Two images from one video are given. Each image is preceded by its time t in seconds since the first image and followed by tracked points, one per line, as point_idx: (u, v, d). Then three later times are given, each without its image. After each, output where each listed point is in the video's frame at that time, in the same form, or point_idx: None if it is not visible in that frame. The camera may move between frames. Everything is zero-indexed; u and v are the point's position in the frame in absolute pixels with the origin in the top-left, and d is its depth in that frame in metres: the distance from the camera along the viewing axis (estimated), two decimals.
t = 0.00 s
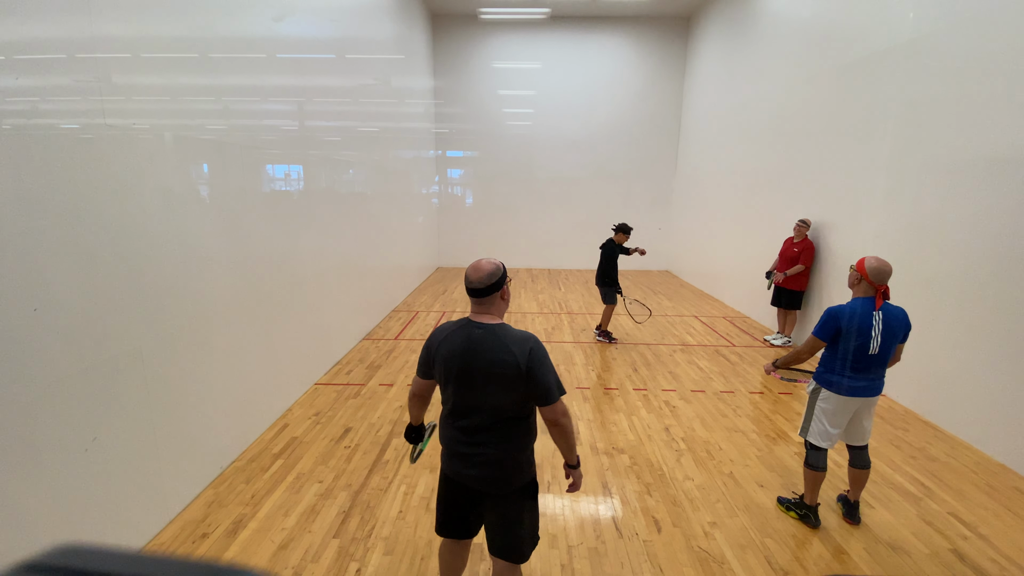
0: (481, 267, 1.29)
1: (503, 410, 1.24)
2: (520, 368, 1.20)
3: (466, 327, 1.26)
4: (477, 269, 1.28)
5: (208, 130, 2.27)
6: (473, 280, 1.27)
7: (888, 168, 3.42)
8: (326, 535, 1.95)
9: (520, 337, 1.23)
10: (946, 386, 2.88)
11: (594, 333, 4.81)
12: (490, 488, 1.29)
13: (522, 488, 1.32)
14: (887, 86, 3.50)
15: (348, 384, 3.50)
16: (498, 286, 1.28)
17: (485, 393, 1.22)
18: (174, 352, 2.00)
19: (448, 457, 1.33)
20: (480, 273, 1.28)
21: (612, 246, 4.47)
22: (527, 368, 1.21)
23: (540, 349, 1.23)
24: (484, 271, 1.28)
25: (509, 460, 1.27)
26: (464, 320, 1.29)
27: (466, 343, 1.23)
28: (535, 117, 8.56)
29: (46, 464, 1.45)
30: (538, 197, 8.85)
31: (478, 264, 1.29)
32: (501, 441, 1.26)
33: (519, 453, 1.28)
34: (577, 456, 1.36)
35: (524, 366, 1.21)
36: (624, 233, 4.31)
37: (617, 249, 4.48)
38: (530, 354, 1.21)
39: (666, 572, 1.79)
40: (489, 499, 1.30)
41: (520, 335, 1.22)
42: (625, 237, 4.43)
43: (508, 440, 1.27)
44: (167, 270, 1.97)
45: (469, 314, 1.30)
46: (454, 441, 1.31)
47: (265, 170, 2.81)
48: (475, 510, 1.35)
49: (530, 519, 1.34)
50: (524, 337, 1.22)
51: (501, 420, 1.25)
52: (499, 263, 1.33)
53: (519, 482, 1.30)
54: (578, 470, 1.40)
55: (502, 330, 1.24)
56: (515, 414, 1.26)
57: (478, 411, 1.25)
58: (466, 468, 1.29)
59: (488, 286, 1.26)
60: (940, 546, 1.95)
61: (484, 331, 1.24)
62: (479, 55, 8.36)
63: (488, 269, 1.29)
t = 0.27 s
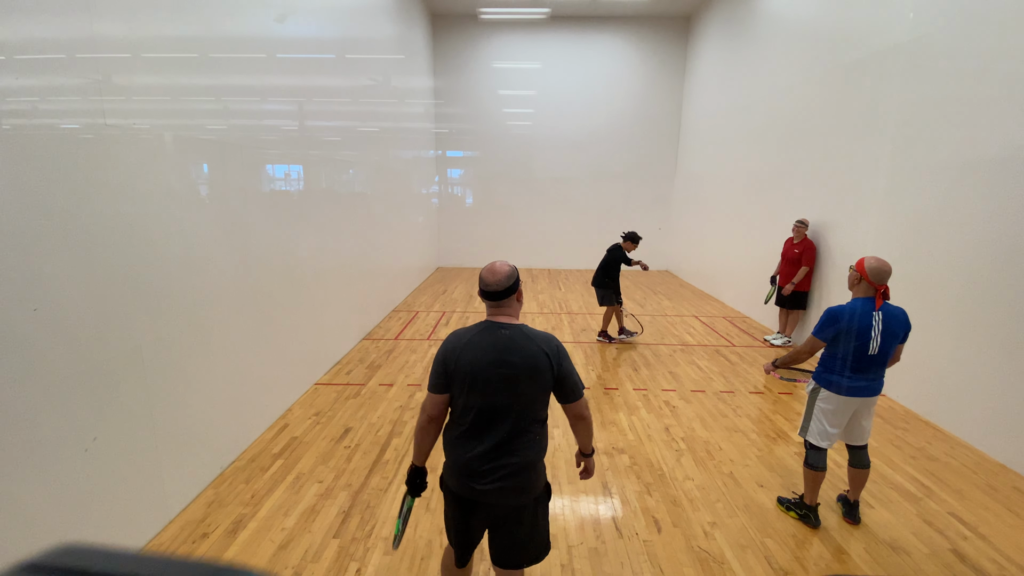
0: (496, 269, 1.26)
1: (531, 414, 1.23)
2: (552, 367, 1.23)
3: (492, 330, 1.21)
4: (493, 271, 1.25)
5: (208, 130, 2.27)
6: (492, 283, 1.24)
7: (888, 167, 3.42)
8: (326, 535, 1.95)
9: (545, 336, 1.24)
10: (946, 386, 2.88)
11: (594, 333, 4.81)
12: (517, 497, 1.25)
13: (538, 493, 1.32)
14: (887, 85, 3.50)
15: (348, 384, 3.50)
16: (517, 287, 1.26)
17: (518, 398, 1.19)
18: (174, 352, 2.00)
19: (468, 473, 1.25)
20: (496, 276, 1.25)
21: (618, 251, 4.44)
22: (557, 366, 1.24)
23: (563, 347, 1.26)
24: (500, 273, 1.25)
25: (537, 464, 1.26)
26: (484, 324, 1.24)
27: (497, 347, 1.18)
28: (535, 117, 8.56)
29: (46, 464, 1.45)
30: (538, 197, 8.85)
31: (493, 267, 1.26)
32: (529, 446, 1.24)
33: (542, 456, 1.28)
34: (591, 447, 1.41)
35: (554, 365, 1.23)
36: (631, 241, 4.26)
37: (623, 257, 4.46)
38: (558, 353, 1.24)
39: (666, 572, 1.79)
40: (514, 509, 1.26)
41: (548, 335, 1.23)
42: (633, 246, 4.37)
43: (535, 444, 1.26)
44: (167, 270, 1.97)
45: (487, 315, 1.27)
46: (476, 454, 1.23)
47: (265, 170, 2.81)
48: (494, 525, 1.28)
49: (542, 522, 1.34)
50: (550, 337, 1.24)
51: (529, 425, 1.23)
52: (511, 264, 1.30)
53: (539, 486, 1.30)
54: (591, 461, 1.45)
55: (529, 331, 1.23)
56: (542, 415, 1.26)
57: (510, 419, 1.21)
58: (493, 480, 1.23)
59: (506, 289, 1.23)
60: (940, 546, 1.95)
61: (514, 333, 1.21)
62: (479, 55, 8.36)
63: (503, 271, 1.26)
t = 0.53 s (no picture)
0: (496, 270, 1.25)
1: (532, 417, 1.23)
2: (552, 369, 1.24)
3: (492, 334, 1.20)
4: (492, 272, 1.24)
5: (208, 130, 2.27)
6: (491, 283, 1.23)
7: (888, 168, 3.42)
8: (326, 535, 1.95)
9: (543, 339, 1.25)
10: (946, 386, 2.88)
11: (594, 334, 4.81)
12: (519, 500, 1.25)
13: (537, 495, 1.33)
14: (887, 85, 3.50)
15: (348, 384, 3.50)
16: (515, 289, 1.25)
17: (520, 401, 1.19)
18: (174, 352, 2.00)
19: (468, 479, 1.24)
20: (496, 277, 1.24)
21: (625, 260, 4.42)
22: (556, 368, 1.25)
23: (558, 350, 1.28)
24: (500, 275, 1.24)
25: (537, 466, 1.27)
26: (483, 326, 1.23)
27: (499, 351, 1.18)
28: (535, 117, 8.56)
29: (45, 464, 1.45)
30: (538, 197, 8.85)
31: (493, 267, 1.25)
32: (530, 448, 1.25)
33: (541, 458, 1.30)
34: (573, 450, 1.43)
35: (554, 367, 1.25)
36: (638, 251, 4.24)
37: (629, 268, 4.47)
38: (556, 354, 1.26)
39: (666, 572, 1.79)
40: (515, 513, 1.26)
41: (546, 339, 1.24)
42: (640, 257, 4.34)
43: (535, 445, 1.27)
44: (167, 270, 1.97)
45: (484, 316, 1.26)
46: (477, 459, 1.23)
47: (265, 170, 2.81)
48: (494, 530, 1.28)
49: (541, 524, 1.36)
50: (548, 339, 1.25)
51: (529, 428, 1.24)
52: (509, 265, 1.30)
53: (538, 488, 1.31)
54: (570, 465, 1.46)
55: (528, 333, 1.23)
56: (541, 417, 1.27)
57: (512, 423, 1.21)
58: (494, 484, 1.23)
59: (506, 291, 1.23)
60: (940, 546, 1.94)
61: (514, 337, 1.21)
62: (479, 55, 8.36)
63: (503, 272, 1.25)
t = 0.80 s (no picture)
0: (476, 273, 1.21)
1: (507, 430, 1.17)
2: (527, 382, 1.16)
3: (462, 344, 1.13)
4: (472, 275, 1.21)
5: (207, 130, 2.27)
6: (469, 286, 1.18)
7: (888, 168, 3.42)
8: (326, 535, 1.95)
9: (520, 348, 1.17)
10: (946, 386, 2.88)
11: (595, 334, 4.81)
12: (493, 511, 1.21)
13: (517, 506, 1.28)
14: (887, 85, 3.50)
15: (348, 385, 3.50)
16: (494, 296, 1.20)
17: (491, 415, 1.13)
18: (174, 352, 2.00)
19: (440, 491, 1.19)
20: (475, 280, 1.19)
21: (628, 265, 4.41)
22: (531, 380, 1.18)
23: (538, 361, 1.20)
24: (480, 279, 1.20)
25: (512, 479, 1.21)
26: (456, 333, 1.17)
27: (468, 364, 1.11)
28: (535, 117, 8.56)
29: (46, 464, 1.45)
30: (538, 197, 8.85)
31: (473, 270, 1.22)
32: (505, 461, 1.20)
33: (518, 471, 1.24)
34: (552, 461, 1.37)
35: (529, 378, 1.17)
36: (641, 256, 4.24)
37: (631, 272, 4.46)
38: (532, 365, 1.18)
39: (667, 572, 1.79)
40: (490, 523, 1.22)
41: (522, 349, 1.16)
42: (643, 261, 4.34)
43: (510, 458, 1.21)
44: (166, 270, 1.97)
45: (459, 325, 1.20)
46: (448, 471, 1.18)
47: (265, 170, 2.81)
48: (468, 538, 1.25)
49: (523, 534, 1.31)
50: (524, 349, 1.17)
51: (504, 442, 1.18)
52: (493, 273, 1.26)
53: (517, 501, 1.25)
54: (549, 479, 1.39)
55: (502, 343, 1.16)
56: (518, 429, 1.21)
57: (483, 437, 1.15)
58: (465, 497, 1.18)
59: (483, 294, 1.18)
60: (940, 546, 1.94)
61: (485, 347, 1.13)
62: (479, 55, 8.36)
63: (484, 277, 1.21)
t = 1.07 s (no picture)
0: (438, 279, 1.11)
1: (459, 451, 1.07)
2: (481, 402, 1.05)
3: (414, 352, 1.06)
4: (432, 280, 1.11)
5: (208, 130, 2.27)
6: (427, 295, 1.09)
7: (888, 168, 3.43)
8: (325, 535, 1.95)
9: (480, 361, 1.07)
10: (946, 386, 2.88)
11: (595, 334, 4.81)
12: (442, 537, 1.10)
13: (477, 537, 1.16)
14: (887, 85, 3.50)
15: (348, 385, 3.50)
16: (454, 306, 1.10)
17: (438, 432, 1.04)
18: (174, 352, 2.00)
19: (390, 508, 1.12)
20: (435, 287, 1.10)
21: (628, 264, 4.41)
22: (487, 399, 1.05)
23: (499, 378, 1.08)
24: (441, 285, 1.10)
25: (465, 506, 1.10)
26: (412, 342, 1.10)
27: (415, 375, 1.03)
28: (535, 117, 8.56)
29: (46, 463, 1.45)
30: (538, 197, 8.85)
31: (434, 275, 1.12)
32: (457, 482, 1.09)
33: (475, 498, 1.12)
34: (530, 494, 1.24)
35: (484, 398, 1.05)
36: (641, 256, 4.24)
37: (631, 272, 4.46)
38: (489, 383, 1.06)
39: (667, 572, 1.79)
40: (439, 550, 1.12)
41: (479, 364, 1.06)
42: (643, 261, 4.34)
43: (464, 481, 1.10)
44: (166, 270, 1.97)
45: (417, 336, 1.11)
46: (397, 488, 1.11)
47: (265, 170, 2.81)
48: (419, 564, 1.15)
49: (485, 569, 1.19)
50: (482, 364, 1.07)
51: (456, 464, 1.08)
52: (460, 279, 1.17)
53: (475, 532, 1.14)
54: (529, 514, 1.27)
55: (458, 355, 1.06)
56: (473, 450, 1.10)
57: (430, 454, 1.06)
58: (413, 519, 1.10)
59: (442, 303, 1.08)
60: (940, 546, 1.95)
61: (436, 358, 1.05)
62: (479, 55, 8.36)
63: (447, 284, 1.11)
